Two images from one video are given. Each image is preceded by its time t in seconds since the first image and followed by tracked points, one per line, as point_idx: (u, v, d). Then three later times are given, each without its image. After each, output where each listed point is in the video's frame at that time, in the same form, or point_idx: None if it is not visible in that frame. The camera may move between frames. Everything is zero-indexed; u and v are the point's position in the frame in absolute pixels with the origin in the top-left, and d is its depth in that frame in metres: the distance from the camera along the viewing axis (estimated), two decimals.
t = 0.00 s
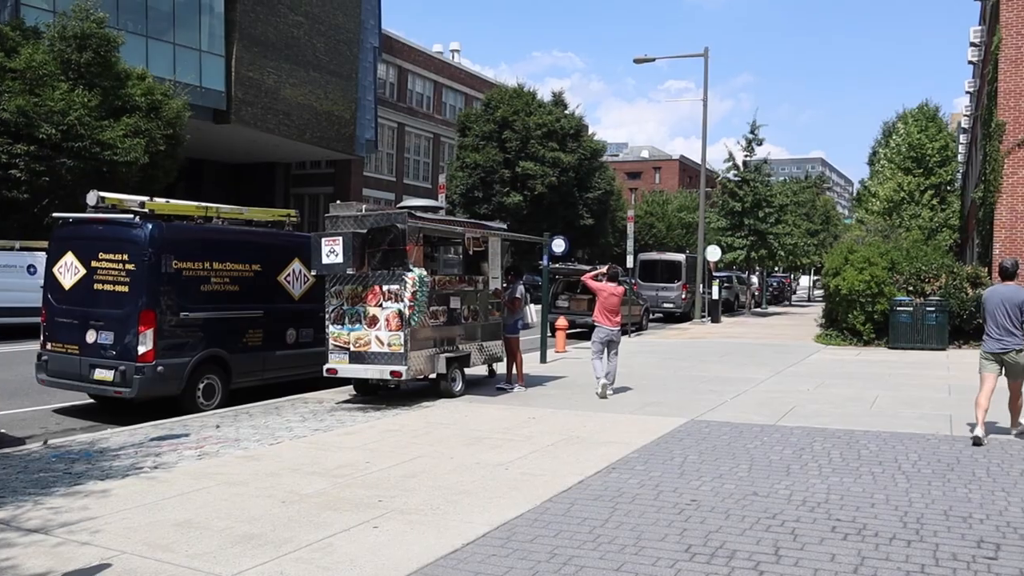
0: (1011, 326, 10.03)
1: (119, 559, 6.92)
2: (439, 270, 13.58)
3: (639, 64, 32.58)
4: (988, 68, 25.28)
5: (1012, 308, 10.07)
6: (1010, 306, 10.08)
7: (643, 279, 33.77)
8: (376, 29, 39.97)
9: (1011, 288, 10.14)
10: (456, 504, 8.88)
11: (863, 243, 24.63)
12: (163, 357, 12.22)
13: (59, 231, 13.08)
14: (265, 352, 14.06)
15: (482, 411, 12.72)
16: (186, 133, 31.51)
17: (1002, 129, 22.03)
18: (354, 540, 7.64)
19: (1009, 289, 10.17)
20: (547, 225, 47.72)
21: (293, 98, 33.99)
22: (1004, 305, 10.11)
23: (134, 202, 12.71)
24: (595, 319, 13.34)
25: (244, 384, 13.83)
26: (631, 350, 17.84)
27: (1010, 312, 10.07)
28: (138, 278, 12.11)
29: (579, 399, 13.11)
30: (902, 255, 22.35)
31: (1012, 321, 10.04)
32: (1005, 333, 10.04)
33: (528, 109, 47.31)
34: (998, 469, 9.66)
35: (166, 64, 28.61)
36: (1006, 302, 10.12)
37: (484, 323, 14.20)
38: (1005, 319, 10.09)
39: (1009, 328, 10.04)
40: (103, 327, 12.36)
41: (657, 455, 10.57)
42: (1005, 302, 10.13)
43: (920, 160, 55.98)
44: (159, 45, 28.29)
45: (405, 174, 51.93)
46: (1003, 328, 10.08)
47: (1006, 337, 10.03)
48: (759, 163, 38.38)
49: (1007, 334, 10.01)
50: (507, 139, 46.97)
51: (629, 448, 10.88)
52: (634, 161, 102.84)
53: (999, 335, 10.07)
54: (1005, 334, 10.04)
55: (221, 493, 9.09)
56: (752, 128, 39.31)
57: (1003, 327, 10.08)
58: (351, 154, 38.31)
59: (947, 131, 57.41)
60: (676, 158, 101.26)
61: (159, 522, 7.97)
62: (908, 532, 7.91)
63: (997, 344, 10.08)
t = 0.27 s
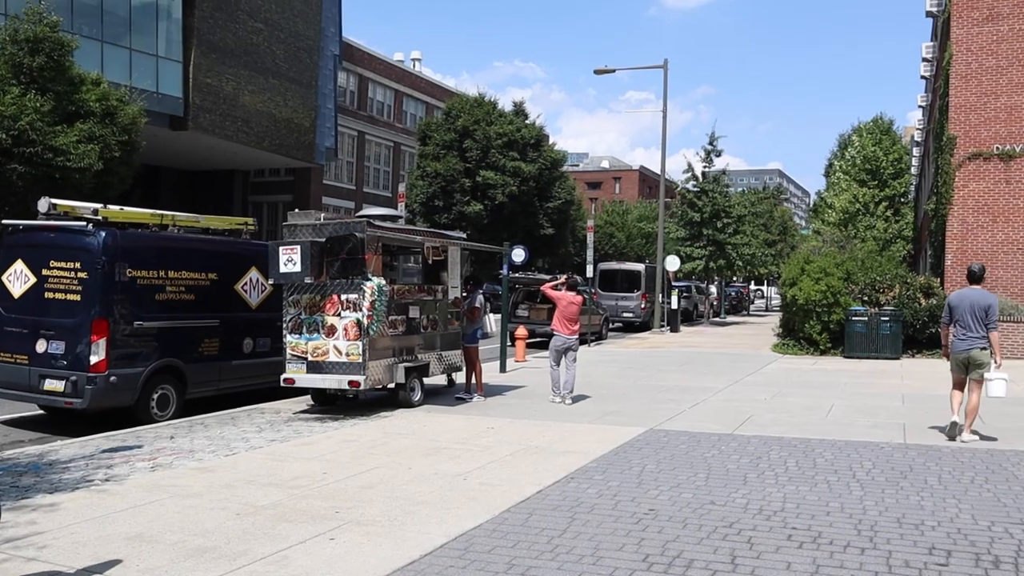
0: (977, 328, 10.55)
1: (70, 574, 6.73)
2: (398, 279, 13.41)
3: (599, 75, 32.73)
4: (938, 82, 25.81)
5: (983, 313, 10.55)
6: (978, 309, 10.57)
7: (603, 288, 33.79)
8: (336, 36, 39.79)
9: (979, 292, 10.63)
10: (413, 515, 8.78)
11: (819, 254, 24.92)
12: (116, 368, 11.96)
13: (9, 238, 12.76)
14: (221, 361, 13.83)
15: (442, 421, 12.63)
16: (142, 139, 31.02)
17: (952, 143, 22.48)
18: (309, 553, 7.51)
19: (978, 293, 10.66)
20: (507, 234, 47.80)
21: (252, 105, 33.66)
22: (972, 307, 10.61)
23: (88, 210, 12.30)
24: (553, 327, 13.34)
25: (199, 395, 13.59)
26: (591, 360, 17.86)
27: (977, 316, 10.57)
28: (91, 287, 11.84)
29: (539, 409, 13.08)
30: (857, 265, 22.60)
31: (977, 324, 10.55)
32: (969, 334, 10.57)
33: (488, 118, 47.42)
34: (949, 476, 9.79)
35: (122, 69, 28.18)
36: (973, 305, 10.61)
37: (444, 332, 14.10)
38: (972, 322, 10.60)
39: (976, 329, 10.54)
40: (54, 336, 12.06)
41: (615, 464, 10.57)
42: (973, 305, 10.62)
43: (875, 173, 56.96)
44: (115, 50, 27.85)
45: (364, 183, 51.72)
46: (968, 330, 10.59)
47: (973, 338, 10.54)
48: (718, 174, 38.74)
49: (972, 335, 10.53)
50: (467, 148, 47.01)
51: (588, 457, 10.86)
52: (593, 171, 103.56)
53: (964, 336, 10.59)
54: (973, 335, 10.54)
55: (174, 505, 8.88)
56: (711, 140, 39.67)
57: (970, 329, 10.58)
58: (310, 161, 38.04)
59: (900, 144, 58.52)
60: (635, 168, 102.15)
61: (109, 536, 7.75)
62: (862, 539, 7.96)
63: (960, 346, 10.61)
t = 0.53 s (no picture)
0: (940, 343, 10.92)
1: None
2: (357, 289, 13.34)
3: (561, 86, 32.83)
4: (891, 95, 26.23)
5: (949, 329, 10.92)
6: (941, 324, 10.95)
7: (563, 298, 33.97)
8: (296, 44, 39.52)
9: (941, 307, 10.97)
10: (371, 528, 8.66)
11: (777, 264, 25.10)
12: (67, 379, 11.66)
13: None
14: (176, 372, 13.59)
15: (401, 432, 12.51)
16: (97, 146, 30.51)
17: (906, 156, 22.89)
18: (265, 567, 7.36)
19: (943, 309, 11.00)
20: (468, 244, 47.76)
21: (210, 113, 33.27)
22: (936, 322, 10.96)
23: (39, 218, 12.13)
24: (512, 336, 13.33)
25: (153, 406, 13.33)
26: (551, 370, 17.85)
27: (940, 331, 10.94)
28: (42, 295, 11.53)
29: (499, 419, 13.02)
30: (814, 276, 22.82)
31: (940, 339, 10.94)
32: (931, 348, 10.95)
33: (449, 128, 47.41)
34: (903, 485, 9.90)
35: (76, 75, 27.69)
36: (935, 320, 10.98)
37: (403, 343, 13.98)
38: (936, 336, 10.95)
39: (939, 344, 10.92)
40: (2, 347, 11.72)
41: (575, 475, 10.53)
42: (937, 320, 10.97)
43: (831, 185, 57.83)
44: (69, 54, 27.38)
45: (324, 192, 51.37)
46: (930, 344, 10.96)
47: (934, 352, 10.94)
48: (677, 185, 39.06)
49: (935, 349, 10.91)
50: (428, 158, 46.92)
51: (547, 468, 10.82)
52: (554, 182, 103.99)
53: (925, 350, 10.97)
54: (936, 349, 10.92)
55: (125, 520, 8.67)
56: (671, 151, 39.98)
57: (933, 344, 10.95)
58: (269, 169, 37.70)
59: (856, 157, 59.51)
60: (596, 179, 102.75)
61: (56, 552, 7.54)
62: (818, 548, 8.00)
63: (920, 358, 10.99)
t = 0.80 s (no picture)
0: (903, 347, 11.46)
1: None
2: (316, 299, 13.24)
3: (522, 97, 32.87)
4: (848, 110, 26.66)
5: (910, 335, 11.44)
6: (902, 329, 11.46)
7: (524, 309, 33.98)
8: (257, 52, 39.19)
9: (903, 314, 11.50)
10: (328, 541, 8.55)
11: (736, 275, 25.37)
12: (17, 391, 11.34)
13: None
14: (130, 383, 13.32)
15: (360, 444, 12.38)
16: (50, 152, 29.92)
17: (861, 169, 23.22)
18: None
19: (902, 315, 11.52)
20: (429, 254, 47.60)
21: (167, 119, 32.84)
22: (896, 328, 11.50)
23: None
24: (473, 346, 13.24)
25: (106, 418, 13.05)
26: (512, 381, 17.79)
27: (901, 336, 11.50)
28: None
29: (460, 431, 12.93)
30: (772, 287, 23.24)
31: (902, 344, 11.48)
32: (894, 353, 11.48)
33: (410, 137, 47.29)
34: (857, 494, 10.00)
35: (30, 80, 27.15)
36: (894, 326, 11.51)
37: (363, 353, 13.84)
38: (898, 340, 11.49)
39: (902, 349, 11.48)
40: None
41: (534, 487, 10.49)
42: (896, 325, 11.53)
43: (788, 197, 58.58)
44: (23, 59, 26.84)
45: (283, 201, 50.92)
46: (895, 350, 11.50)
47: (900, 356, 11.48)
48: (637, 197, 39.30)
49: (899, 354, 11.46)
50: (389, 167, 46.68)
51: (507, 480, 10.77)
52: (515, 192, 104.18)
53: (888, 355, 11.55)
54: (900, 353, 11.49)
55: (75, 535, 8.46)
56: (631, 162, 40.22)
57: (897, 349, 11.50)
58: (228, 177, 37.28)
59: (812, 170, 60.37)
60: (557, 190, 103.12)
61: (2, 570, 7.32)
62: (774, 558, 8.04)
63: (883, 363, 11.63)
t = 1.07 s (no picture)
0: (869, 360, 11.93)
1: None
2: (274, 309, 13.11)
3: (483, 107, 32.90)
4: (804, 124, 26.99)
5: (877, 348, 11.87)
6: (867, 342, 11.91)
7: (484, 319, 33.98)
8: (216, 58, 38.77)
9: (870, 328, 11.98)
10: (285, 555, 8.46)
11: (694, 286, 25.55)
12: None
13: None
14: (84, 395, 13.07)
15: (318, 455, 12.27)
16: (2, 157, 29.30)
17: (816, 181, 23.49)
18: None
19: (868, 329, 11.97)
20: (389, 263, 47.42)
21: (123, 125, 32.39)
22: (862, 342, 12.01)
23: None
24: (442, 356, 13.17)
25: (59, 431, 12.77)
26: (472, 391, 17.77)
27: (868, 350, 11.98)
28: None
29: (420, 441, 12.88)
30: (730, 298, 23.44)
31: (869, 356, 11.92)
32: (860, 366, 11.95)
33: (371, 146, 47.04)
34: (813, 503, 10.12)
35: None
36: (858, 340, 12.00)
37: (321, 363, 13.73)
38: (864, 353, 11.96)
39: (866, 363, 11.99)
40: None
41: (494, 498, 10.47)
42: (861, 339, 12.04)
43: (746, 209, 59.32)
44: None
45: (242, 209, 50.42)
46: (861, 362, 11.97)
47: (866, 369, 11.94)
48: (598, 207, 39.49)
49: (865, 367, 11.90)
50: (349, 176, 46.45)
51: (466, 490, 10.74)
52: (476, 202, 104.22)
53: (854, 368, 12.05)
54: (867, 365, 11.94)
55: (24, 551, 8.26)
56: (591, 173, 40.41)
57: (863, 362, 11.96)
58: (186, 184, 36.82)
59: (770, 182, 61.17)
60: (517, 200, 103.31)
61: None
62: (731, 567, 8.10)
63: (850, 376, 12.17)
